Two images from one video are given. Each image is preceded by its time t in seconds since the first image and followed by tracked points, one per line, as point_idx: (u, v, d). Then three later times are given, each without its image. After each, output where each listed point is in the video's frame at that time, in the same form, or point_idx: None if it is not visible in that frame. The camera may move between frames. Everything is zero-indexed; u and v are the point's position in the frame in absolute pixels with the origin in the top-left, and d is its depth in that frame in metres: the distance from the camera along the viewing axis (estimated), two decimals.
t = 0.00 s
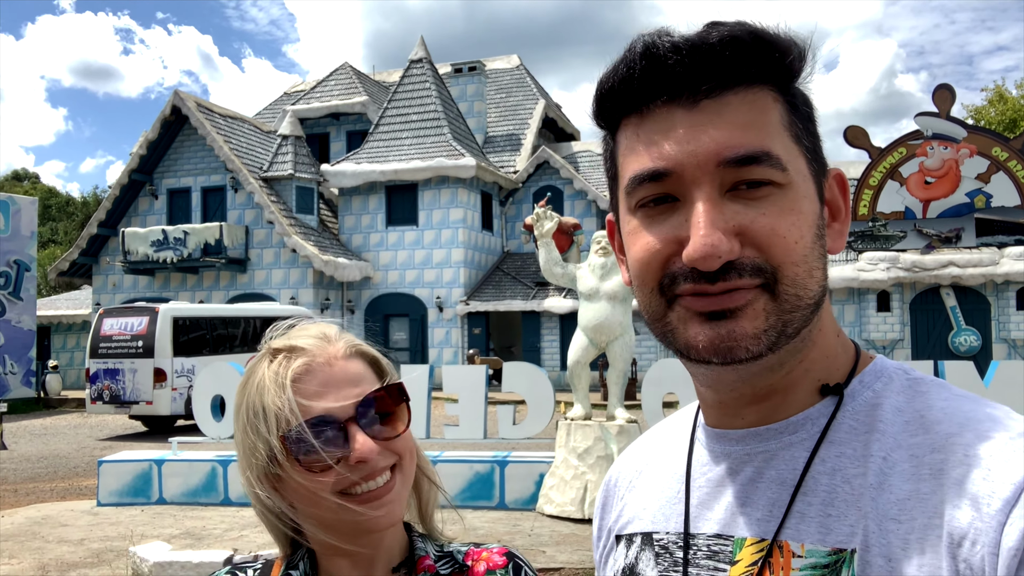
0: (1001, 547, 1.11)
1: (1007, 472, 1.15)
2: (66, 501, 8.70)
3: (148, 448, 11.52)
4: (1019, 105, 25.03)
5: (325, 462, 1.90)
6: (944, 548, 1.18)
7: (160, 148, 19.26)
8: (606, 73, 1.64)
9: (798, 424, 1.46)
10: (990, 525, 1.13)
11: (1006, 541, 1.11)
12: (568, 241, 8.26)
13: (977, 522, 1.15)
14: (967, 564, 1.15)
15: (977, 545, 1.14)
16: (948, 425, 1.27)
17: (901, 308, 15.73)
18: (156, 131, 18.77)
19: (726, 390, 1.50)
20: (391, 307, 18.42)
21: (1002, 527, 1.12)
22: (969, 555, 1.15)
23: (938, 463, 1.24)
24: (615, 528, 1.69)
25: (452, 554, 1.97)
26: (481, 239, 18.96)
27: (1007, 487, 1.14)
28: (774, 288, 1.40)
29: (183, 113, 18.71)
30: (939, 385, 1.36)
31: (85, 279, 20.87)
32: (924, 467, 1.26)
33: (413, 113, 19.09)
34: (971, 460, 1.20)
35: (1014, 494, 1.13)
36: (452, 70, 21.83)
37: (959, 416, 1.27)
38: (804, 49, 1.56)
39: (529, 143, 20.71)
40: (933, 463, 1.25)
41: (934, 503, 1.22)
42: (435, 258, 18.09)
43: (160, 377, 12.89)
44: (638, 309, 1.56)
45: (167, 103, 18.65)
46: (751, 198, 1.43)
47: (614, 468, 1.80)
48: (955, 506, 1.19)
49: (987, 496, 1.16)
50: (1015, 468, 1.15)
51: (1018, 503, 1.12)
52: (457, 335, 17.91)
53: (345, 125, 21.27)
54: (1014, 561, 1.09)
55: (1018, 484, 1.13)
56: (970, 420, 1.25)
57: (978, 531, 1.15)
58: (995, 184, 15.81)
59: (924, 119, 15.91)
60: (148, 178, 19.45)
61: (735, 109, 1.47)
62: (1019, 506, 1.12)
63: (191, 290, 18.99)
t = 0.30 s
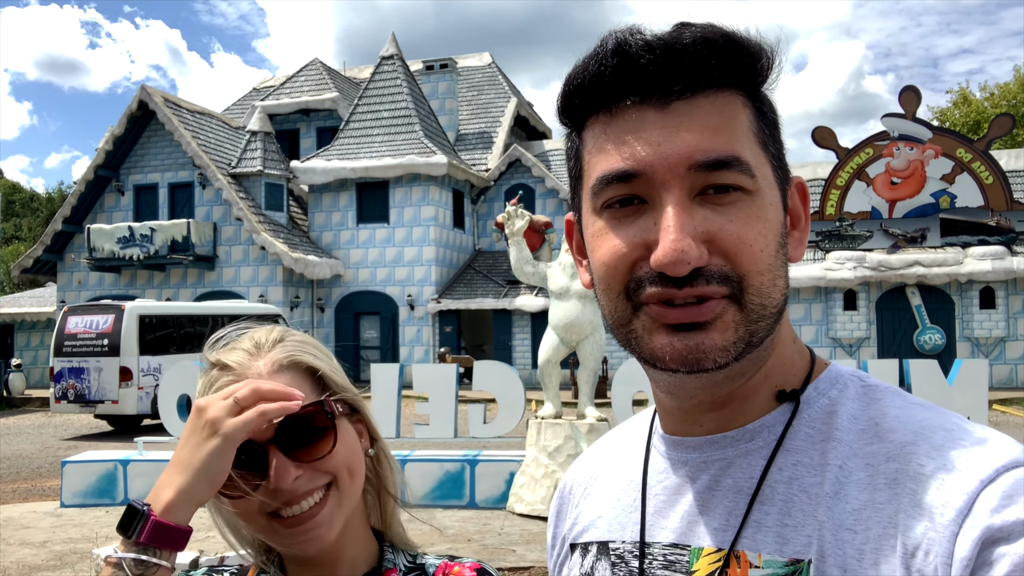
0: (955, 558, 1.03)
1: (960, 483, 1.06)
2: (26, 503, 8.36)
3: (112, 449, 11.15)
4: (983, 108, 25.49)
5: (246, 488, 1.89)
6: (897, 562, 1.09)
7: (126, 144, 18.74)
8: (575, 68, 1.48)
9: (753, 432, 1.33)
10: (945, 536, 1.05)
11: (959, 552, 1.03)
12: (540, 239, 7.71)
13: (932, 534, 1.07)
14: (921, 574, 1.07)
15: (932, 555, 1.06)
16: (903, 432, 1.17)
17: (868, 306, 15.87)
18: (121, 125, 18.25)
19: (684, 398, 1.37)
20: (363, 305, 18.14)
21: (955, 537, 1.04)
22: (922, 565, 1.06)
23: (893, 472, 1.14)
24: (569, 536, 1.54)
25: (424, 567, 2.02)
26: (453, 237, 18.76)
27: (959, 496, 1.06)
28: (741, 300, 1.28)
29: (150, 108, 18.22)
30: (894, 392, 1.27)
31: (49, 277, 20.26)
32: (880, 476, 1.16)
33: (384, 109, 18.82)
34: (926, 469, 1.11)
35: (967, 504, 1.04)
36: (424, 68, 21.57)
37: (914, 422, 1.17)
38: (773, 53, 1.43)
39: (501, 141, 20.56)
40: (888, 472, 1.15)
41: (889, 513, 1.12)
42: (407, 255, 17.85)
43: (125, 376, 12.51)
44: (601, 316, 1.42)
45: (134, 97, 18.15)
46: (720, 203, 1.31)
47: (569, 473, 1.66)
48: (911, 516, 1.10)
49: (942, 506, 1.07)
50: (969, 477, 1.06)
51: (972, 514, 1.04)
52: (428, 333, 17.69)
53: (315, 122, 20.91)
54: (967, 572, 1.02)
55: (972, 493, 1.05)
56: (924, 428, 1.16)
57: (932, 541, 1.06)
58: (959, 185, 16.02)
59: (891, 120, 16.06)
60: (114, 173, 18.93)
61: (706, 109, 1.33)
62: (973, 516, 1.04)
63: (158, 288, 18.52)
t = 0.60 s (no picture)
0: (921, 556, 1.00)
1: (926, 482, 1.04)
2: (16, 501, 8.27)
3: (103, 448, 11.05)
4: (974, 106, 25.58)
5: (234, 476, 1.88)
6: (865, 562, 1.06)
7: (117, 141, 18.58)
8: (547, 68, 1.43)
9: (725, 433, 1.29)
10: (911, 534, 1.02)
11: (925, 550, 1.00)
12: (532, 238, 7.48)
13: (898, 533, 1.04)
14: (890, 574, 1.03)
15: (898, 554, 1.03)
16: (872, 432, 1.14)
17: (859, 304, 15.90)
18: (112, 123, 18.08)
19: (657, 399, 1.33)
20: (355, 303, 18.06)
21: (923, 536, 1.01)
22: (891, 564, 1.03)
23: (861, 472, 1.11)
24: (544, 537, 1.50)
25: (410, 567, 1.97)
26: (445, 236, 18.70)
27: (926, 495, 1.03)
28: (710, 300, 1.24)
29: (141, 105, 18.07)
30: (864, 392, 1.24)
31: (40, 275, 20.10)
32: (849, 476, 1.13)
33: (376, 107, 18.72)
34: (892, 468, 1.08)
35: (933, 502, 1.01)
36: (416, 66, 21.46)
37: (882, 422, 1.14)
38: (745, 57, 1.39)
39: (494, 138, 20.50)
40: (857, 472, 1.12)
41: (858, 513, 1.09)
42: (398, 254, 17.77)
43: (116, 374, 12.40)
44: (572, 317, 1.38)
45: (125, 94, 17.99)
46: (690, 203, 1.27)
47: (546, 473, 1.62)
48: (880, 516, 1.06)
49: (908, 506, 1.04)
50: (935, 475, 1.03)
51: (938, 512, 1.01)
52: (420, 331, 17.62)
53: (307, 119, 20.79)
54: (933, 571, 0.99)
55: (938, 491, 1.02)
56: (892, 427, 1.13)
57: (898, 540, 1.03)
58: (950, 183, 16.04)
59: (882, 119, 16.06)
60: (105, 171, 18.79)
61: (677, 110, 1.29)
62: (939, 515, 1.01)
63: (149, 286, 18.39)
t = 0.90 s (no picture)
0: (922, 559, 1.00)
1: (926, 484, 1.03)
2: (14, 502, 8.26)
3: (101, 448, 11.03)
4: (972, 108, 25.61)
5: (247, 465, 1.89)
6: (865, 564, 1.05)
7: (116, 142, 18.56)
8: (547, 66, 1.45)
9: (726, 436, 1.29)
10: (912, 537, 1.02)
11: (926, 553, 1.00)
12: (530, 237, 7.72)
13: (899, 535, 1.03)
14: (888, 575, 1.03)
15: (898, 556, 1.02)
16: (872, 435, 1.14)
17: (857, 305, 15.90)
18: (112, 123, 18.06)
19: (657, 399, 1.33)
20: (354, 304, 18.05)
21: (923, 538, 1.01)
22: (890, 566, 1.03)
23: (862, 476, 1.11)
24: (543, 539, 1.49)
25: (412, 568, 1.97)
26: (444, 237, 18.69)
27: (926, 498, 1.02)
28: (706, 297, 1.23)
29: (140, 105, 18.05)
30: (865, 397, 1.23)
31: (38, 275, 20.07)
32: (849, 479, 1.13)
33: (375, 108, 18.72)
34: (892, 470, 1.08)
35: (934, 505, 1.01)
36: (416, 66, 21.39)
37: (883, 425, 1.14)
38: (745, 60, 1.40)
39: (493, 139, 20.50)
40: (858, 476, 1.12)
41: (859, 516, 1.09)
42: (397, 254, 17.76)
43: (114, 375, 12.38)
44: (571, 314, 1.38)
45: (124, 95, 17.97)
46: (686, 200, 1.27)
47: (544, 476, 1.61)
48: (880, 519, 1.06)
49: (908, 509, 1.04)
50: (935, 478, 1.03)
51: (938, 514, 1.01)
52: (419, 332, 17.62)
53: (306, 120, 20.78)
54: (931, 573, 0.99)
55: (939, 494, 1.01)
56: (893, 431, 1.13)
57: (899, 543, 1.03)
58: (949, 185, 16.05)
59: (881, 120, 16.06)
60: (103, 171, 18.78)
61: (675, 108, 1.30)
62: (940, 517, 1.01)
63: (148, 286, 18.37)
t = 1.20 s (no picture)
0: (935, 555, 1.00)
1: (937, 478, 1.04)
2: (14, 502, 8.26)
3: (101, 448, 11.03)
4: (972, 108, 25.63)
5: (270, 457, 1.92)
6: (875, 556, 1.06)
7: (116, 142, 18.54)
8: (561, 57, 1.46)
9: (737, 430, 1.30)
10: (924, 533, 1.02)
11: (939, 548, 1.00)
12: (530, 238, 7.90)
13: (911, 531, 1.04)
14: (901, 571, 1.04)
15: (911, 552, 1.03)
16: (884, 429, 1.14)
17: (857, 305, 15.91)
18: (111, 123, 18.04)
19: (664, 391, 1.33)
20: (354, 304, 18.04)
21: (936, 534, 1.01)
22: (903, 562, 1.03)
23: (874, 470, 1.12)
24: (553, 534, 1.50)
25: (414, 563, 1.98)
26: (444, 236, 18.69)
27: (938, 493, 1.03)
28: (714, 285, 1.24)
29: (139, 105, 18.02)
30: (876, 391, 1.24)
31: (37, 275, 20.07)
32: (861, 474, 1.13)
33: (375, 108, 18.71)
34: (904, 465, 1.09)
35: (946, 501, 1.02)
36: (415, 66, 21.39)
37: (894, 420, 1.15)
38: (760, 53, 1.39)
39: (492, 139, 20.51)
40: (869, 471, 1.12)
41: (870, 511, 1.10)
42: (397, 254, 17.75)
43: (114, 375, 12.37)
44: (579, 303, 1.38)
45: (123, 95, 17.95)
46: (696, 189, 1.28)
47: (553, 472, 1.62)
48: (890, 513, 1.07)
49: (920, 504, 1.04)
50: (948, 472, 1.04)
51: (951, 510, 1.01)
52: (419, 332, 17.62)
53: (306, 120, 20.78)
54: (946, 568, 0.99)
55: (952, 490, 1.02)
56: (905, 426, 1.13)
57: (913, 539, 1.03)
58: (948, 185, 16.06)
59: (881, 120, 16.08)
60: (103, 171, 18.77)
61: (687, 98, 1.30)
62: (952, 513, 1.01)
63: (147, 286, 18.37)
